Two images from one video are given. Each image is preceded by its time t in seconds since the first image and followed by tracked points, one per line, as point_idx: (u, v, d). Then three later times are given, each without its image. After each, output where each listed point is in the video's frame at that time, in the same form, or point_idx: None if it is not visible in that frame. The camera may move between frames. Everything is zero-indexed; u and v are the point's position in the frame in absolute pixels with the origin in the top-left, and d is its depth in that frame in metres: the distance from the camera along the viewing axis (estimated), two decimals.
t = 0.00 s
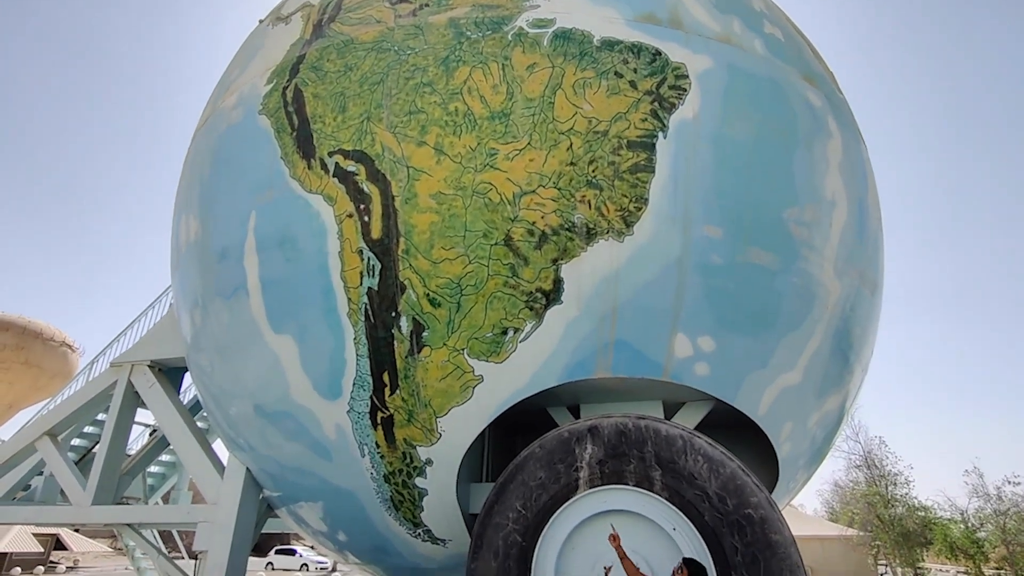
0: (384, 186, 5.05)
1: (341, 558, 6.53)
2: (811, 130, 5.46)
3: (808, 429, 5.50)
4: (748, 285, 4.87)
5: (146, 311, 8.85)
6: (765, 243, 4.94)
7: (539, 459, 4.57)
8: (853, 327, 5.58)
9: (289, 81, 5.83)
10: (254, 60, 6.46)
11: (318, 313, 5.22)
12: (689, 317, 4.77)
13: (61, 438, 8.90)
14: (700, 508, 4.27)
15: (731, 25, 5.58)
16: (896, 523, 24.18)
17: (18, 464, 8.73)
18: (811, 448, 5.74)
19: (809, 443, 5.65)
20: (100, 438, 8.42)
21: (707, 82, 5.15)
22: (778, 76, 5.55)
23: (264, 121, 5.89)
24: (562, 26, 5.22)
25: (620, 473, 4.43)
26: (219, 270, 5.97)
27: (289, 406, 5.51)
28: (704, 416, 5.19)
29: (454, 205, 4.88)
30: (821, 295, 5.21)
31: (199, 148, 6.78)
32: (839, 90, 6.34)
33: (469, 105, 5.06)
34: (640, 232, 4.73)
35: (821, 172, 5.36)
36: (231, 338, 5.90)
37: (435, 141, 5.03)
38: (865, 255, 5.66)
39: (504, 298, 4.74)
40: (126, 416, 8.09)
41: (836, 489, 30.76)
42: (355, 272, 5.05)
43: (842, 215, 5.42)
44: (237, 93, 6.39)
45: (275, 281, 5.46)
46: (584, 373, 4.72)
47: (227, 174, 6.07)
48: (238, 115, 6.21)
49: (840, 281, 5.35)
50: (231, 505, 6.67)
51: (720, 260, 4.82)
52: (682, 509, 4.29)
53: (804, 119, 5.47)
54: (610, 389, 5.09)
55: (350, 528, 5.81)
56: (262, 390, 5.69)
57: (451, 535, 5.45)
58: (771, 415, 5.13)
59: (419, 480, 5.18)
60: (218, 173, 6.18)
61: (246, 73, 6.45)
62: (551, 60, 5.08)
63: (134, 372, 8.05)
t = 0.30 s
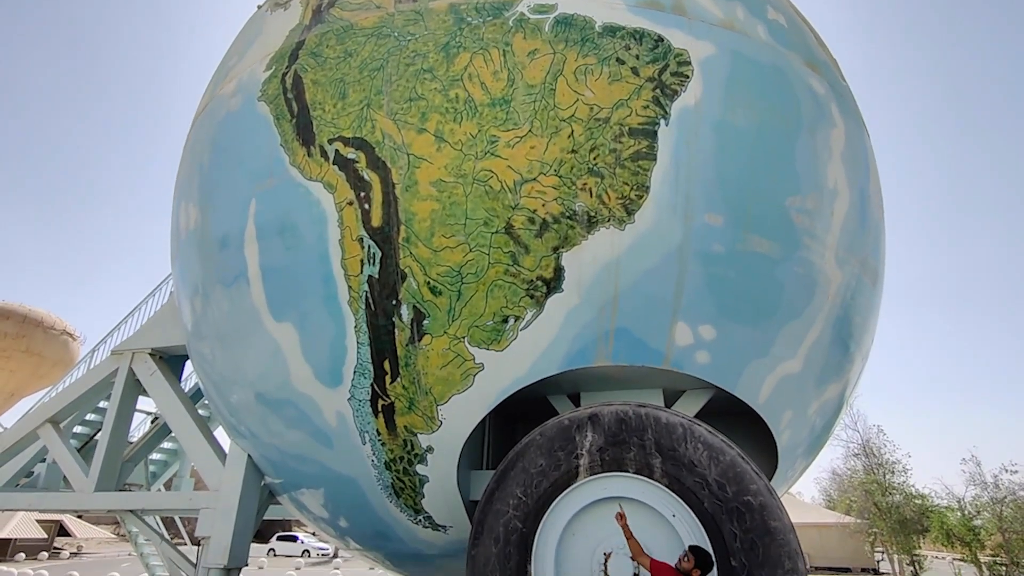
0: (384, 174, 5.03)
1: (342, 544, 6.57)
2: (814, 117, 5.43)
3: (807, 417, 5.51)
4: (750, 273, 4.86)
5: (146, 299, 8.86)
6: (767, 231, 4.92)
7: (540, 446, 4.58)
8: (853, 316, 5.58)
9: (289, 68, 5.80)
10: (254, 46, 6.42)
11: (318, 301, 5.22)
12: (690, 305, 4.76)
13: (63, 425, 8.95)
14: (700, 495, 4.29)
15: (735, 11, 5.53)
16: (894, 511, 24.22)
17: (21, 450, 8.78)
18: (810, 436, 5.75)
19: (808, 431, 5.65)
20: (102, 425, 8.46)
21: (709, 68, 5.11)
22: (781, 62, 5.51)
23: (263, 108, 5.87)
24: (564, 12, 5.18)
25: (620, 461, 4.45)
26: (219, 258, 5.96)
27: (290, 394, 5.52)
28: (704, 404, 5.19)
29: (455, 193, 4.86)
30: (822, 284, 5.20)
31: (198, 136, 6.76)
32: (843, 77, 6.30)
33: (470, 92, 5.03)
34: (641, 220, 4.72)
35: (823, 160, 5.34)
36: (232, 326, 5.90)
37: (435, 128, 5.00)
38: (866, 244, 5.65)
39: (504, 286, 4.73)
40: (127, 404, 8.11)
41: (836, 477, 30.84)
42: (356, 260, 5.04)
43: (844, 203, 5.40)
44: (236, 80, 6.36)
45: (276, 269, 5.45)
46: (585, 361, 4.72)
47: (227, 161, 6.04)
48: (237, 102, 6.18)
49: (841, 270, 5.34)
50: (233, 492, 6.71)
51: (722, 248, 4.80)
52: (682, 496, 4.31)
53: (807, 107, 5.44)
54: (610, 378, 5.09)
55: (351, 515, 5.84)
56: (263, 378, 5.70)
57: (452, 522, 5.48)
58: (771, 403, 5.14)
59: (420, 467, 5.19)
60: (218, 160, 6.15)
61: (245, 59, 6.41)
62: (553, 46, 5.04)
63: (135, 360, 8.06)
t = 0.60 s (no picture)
0: (383, 159, 5.01)
1: (342, 528, 6.62)
2: (815, 102, 5.39)
3: (805, 403, 5.52)
4: (750, 259, 4.85)
5: (145, 285, 8.86)
6: (767, 217, 4.91)
7: (539, 432, 4.60)
8: (852, 303, 5.58)
9: (286, 51, 5.75)
10: (250, 30, 6.37)
11: (317, 287, 5.22)
12: (689, 291, 4.76)
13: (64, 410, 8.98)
14: (698, 480, 4.31)
15: None
16: (889, 496, 24.13)
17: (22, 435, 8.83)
18: (807, 422, 5.77)
19: (806, 417, 5.67)
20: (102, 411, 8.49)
21: (710, 52, 5.07)
22: (783, 47, 5.47)
23: (261, 92, 5.83)
24: None
25: (618, 446, 4.47)
26: (218, 243, 5.94)
27: (290, 379, 5.53)
28: (704, 390, 5.21)
29: (454, 178, 4.85)
30: (822, 271, 5.19)
31: (195, 120, 6.72)
32: (845, 62, 6.25)
33: (469, 76, 4.99)
34: (641, 206, 4.70)
35: (825, 146, 5.31)
36: (231, 311, 5.90)
37: (434, 113, 4.97)
38: (867, 230, 5.63)
39: (504, 272, 4.73)
40: (127, 389, 8.13)
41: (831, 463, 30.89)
42: (355, 246, 5.03)
43: (844, 189, 5.38)
44: (233, 64, 6.31)
45: (275, 254, 5.44)
46: (584, 347, 4.72)
47: (225, 145, 6.01)
48: (234, 87, 6.14)
49: (841, 257, 5.33)
50: (233, 477, 6.74)
51: (722, 235, 4.79)
52: (680, 480, 4.33)
53: (809, 91, 5.40)
54: (609, 363, 5.10)
55: (351, 499, 5.87)
56: (263, 363, 5.71)
57: (451, 506, 5.51)
58: (770, 389, 5.15)
59: (420, 452, 5.22)
60: (216, 145, 6.12)
61: (242, 43, 6.36)
62: (553, 30, 5.00)
63: (135, 346, 8.07)
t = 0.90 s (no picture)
0: (381, 138, 4.97)
1: (343, 507, 6.67)
2: (817, 82, 5.34)
3: (802, 384, 5.54)
4: (750, 240, 4.83)
5: (143, 266, 8.84)
6: (767, 198, 4.88)
7: (537, 411, 4.61)
8: (851, 284, 5.57)
9: (282, 29, 5.69)
10: (245, 7, 6.29)
11: (316, 267, 5.20)
12: (689, 272, 4.74)
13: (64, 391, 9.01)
14: (695, 459, 4.33)
15: None
16: (883, 476, 24.21)
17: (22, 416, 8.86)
18: (804, 403, 5.79)
19: (802, 397, 5.69)
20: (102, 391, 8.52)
21: (712, 30, 5.01)
22: (786, 25, 5.40)
23: (257, 70, 5.77)
24: None
25: (617, 425, 4.49)
26: (215, 224, 5.91)
27: (289, 359, 5.54)
28: (702, 370, 5.22)
29: (453, 158, 4.81)
30: (821, 252, 5.17)
31: (190, 99, 6.66)
32: (848, 41, 6.18)
33: (467, 54, 4.94)
34: (641, 186, 4.67)
35: (826, 126, 5.27)
36: (230, 292, 5.89)
37: (432, 92, 4.93)
38: (866, 210, 5.61)
39: (503, 252, 4.71)
40: (127, 370, 8.15)
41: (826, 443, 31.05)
42: (353, 226, 5.01)
43: (845, 170, 5.34)
44: (228, 42, 6.25)
45: (272, 235, 5.42)
46: (583, 328, 4.72)
47: (221, 125, 5.96)
48: (230, 65, 6.08)
49: (840, 238, 5.31)
50: (234, 456, 6.78)
51: (722, 215, 4.77)
52: (677, 460, 4.35)
53: (811, 70, 5.34)
54: (608, 344, 5.11)
55: (351, 478, 5.91)
56: (262, 344, 5.71)
57: (450, 485, 5.54)
58: (767, 370, 5.17)
59: (419, 431, 5.24)
60: (212, 124, 6.07)
61: (237, 20, 6.29)
62: (552, 7, 4.94)
63: (134, 327, 8.08)
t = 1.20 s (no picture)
0: (377, 116, 4.93)
1: (343, 485, 6.71)
2: (819, 59, 5.28)
3: (799, 364, 5.55)
4: (749, 219, 4.81)
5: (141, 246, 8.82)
6: (767, 177, 4.85)
7: (535, 390, 4.63)
8: (849, 264, 5.55)
9: (276, 5, 5.61)
10: None
11: (314, 247, 5.18)
12: (687, 252, 4.73)
13: (64, 371, 9.03)
14: (692, 437, 4.36)
15: None
16: (878, 455, 24.32)
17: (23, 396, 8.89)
18: (800, 382, 5.81)
19: (799, 377, 5.71)
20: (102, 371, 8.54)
21: (713, 7, 4.94)
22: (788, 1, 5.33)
23: (252, 47, 5.70)
24: None
25: (614, 404, 4.50)
26: (212, 204, 5.88)
27: (288, 339, 5.54)
28: (700, 350, 5.23)
29: (451, 136, 4.77)
30: (820, 231, 5.15)
31: (185, 77, 6.59)
32: (851, 18, 6.10)
33: (465, 30, 4.88)
34: (640, 164, 4.63)
35: (827, 104, 5.22)
36: (227, 272, 5.87)
37: (429, 69, 4.88)
38: (866, 190, 5.58)
39: (501, 232, 4.69)
40: (126, 351, 8.16)
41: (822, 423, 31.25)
42: (350, 205, 4.99)
43: (846, 149, 5.30)
44: (222, 18, 6.17)
45: (269, 215, 5.40)
46: (581, 307, 4.71)
47: (217, 103, 5.90)
48: (224, 42, 6.01)
49: (840, 217, 5.29)
50: (234, 435, 6.81)
51: (721, 194, 4.74)
52: (674, 438, 4.38)
53: (813, 48, 5.28)
54: (606, 324, 5.11)
55: (350, 457, 5.94)
56: (261, 324, 5.71)
57: (449, 464, 5.58)
58: (765, 350, 5.17)
59: (418, 411, 5.26)
60: (207, 102, 6.01)
61: None
62: None
63: (132, 307, 8.07)
